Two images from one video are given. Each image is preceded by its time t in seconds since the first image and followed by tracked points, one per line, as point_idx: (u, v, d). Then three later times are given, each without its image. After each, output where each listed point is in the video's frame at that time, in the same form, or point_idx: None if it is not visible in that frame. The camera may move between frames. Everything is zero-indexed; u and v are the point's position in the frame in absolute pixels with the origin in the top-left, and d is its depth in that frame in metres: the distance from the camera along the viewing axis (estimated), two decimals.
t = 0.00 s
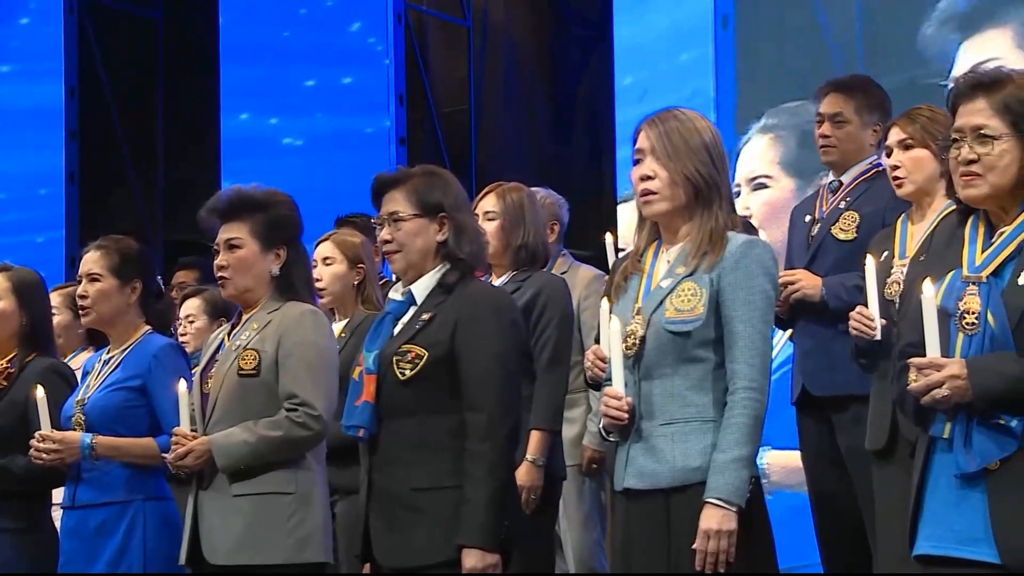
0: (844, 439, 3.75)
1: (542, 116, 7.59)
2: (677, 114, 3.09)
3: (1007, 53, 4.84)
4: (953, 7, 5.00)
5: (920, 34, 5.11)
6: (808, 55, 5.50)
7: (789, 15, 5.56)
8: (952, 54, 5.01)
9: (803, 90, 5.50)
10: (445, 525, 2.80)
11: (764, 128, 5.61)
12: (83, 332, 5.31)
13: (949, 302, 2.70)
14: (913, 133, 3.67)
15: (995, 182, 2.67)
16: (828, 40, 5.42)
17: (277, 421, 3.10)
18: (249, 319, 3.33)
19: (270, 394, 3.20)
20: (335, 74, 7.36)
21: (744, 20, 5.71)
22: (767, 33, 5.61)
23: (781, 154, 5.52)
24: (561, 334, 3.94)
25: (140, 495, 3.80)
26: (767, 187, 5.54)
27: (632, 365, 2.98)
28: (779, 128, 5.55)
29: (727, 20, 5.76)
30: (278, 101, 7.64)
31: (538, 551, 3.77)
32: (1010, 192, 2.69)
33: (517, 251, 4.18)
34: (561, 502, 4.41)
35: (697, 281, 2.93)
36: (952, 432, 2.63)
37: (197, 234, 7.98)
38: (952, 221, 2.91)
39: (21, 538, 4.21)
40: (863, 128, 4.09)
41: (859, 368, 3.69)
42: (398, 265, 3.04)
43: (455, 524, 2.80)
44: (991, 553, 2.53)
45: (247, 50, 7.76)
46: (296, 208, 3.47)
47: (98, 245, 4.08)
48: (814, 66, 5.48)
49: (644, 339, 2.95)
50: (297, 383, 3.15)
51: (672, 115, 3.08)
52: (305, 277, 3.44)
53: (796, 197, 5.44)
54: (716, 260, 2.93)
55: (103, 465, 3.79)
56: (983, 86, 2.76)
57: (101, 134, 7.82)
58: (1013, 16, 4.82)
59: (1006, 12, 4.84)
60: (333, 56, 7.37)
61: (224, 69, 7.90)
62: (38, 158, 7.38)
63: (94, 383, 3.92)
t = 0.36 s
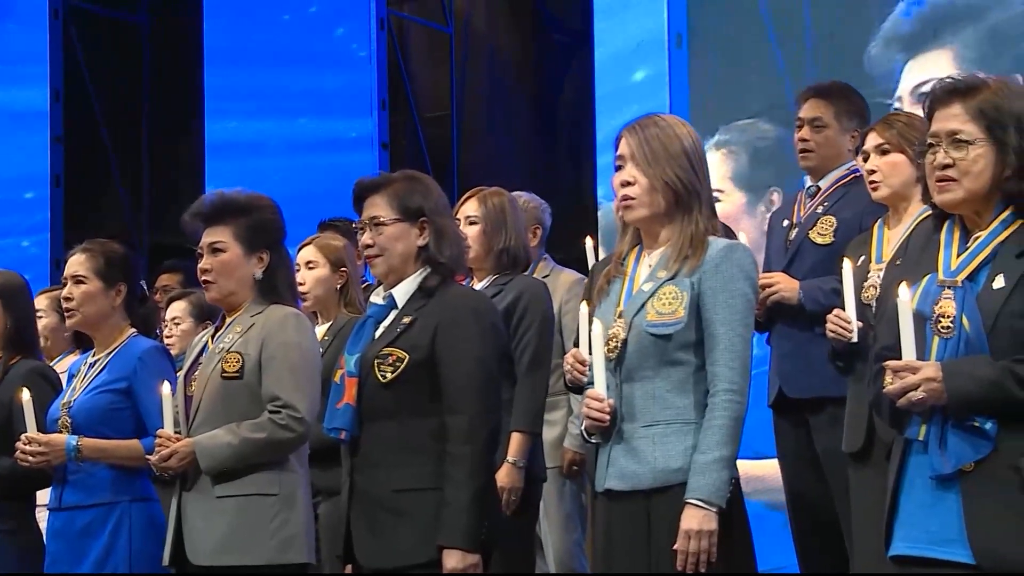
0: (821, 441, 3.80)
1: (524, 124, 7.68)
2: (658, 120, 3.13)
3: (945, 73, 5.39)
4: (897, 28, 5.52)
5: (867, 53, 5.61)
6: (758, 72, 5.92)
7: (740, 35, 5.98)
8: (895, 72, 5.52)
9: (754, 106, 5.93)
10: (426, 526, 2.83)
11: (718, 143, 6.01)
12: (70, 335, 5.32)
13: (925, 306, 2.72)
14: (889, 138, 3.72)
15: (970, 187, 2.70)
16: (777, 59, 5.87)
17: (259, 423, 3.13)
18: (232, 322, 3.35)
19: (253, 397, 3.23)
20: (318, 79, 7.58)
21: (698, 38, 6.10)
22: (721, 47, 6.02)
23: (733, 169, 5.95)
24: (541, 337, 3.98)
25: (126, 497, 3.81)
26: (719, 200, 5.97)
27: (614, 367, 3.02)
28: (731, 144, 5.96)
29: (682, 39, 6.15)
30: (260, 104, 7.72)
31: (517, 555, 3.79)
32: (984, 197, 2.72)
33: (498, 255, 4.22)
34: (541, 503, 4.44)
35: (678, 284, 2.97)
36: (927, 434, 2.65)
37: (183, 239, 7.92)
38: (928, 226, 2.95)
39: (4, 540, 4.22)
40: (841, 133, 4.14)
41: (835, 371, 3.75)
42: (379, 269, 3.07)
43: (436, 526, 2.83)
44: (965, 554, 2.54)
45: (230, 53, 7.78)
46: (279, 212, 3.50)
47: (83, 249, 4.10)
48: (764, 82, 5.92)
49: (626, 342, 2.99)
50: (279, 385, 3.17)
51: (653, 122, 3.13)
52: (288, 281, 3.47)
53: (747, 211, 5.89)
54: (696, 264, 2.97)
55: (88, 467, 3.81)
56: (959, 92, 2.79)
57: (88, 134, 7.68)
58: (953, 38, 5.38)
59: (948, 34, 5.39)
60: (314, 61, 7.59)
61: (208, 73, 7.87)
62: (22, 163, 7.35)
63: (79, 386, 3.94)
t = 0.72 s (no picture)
0: (795, 444, 3.86)
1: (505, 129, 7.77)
2: (637, 128, 3.18)
3: (890, 97, 5.72)
4: (844, 53, 5.88)
5: (816, 77, 5.96)
6: (712, 93, 6.29)
7: (694, 59, 6.35)
8: (843, 96, 5.86)
9: (708, 125, 6.29)
10: (407, 527, 2.88)
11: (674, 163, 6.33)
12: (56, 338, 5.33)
13: (897, 311, 2.77)
14: (862, 145, 3.79)
15: (941, 194, 2.72)
16: (731, 82, 6.23)
17: (242, 426, 3.16)
18: (215, 326, 3.38)
19: (235, 400, 3.26)
20: (302, 86, 7.54)
21: (655, 60, 6.48)
22: (678, 68, 6.39)
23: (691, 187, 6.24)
24: (520, 340, 4.02)
25: (109, 499, 3.84)
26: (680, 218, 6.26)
27: (593, 371, 3.06)
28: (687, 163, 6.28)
29: (639, 59, 6.52)
30: (243, 110, 7.70)
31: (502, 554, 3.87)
32: (954, 203, 2.75)
33: (479, 260, 4.26)
34: (521, 505, 4.49)
35: (656, 289, 3.02)
36: (899, 438, 2.69)
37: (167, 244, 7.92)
38: (900, 232, 3.00)
39: None
40: (816, 140, 4.20)
41: (809, 374, 3.81)
42: (360, 275, 3.11)
43: (417, 527, 2.87)
44: (937, 555, 2.60)
45: (216, 59, 7.75)
46: (262, 218, 3.53)
47: (65, 254, 4.13)
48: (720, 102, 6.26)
49: (605, 346, 3.04)
50: (262, 388, 3.21)
51: (631, 129, 3.18)
52: (270, 284, 3.51)
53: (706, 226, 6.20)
54: (674, 269, 3.03)
55: (72, 470, 3.83)
56: (930, 100, 2.81)
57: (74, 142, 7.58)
58: (897, 63, 5.69)
59: (891, 60, 5.71)
60: (297, 67, 7.56)
61: (191, 78, 7.83)
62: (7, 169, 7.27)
63: (63, 389, 3.96)
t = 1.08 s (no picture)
0: (771, 445, 3.91)
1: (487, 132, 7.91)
2: (619, 133, 3.23)
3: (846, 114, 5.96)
4: (800, 72, 6.23)
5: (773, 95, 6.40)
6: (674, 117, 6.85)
7: (655, 81, 6.97)
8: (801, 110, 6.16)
9: (672, 145, 6.87)
10: (391, 526, 2.92)
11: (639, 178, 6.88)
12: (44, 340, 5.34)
13: (872, 314, 2.82)
14: (838, 152, 3.85)
15: (916, 199, 2.79)
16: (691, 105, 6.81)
17: (228, 427, 3.20)
18: (201, 329, 3.41)
19: (221, 401, 3.29)
20: (286, 91, 7.75)
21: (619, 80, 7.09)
22: (642, 88, 7.02)
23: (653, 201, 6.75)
24: (502, 341, 4.08)
25: (97, 499, 3.87)
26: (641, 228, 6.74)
27: (573, 373, 3.11)
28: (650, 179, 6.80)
29: (603, 79, 7.15)
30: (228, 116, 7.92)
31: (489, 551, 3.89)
32: (928, 208, 2.81)
33: (461, 263, 4.31)
34: (502, 505, 4.56)
35: (635, 292, 3.07)
36: (874, 438, 2.76)
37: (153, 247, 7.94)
38: (874, 236, 3.06)
39: None
40: (791, 146, 4.27)
41: (786, 376, 3.87)
42: (346, 278, 3.15)
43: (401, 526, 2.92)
44: (910, 555, 2.66)
45: (200, 66, 7.98)
46: (248, 221, 3.57)
47: (54, 256, 4.16)
48: (679, 123, 6.87)
49: (585, 348, 3.09)
50: (248, 389, 3.25)
51: (613, 134, 3.23)
52: (256, 287, 3.54)
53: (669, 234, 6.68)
54: (653, 272, 3.08)
55: (61, 470, 3.87)
56: (904, 106, 2.87)
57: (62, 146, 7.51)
58: (850, 81, 5.97)
59: (845, 78, 5.98)
60: (279, 74, 7.74)
61: (179, 86, 8.06)
62: None
63: (52, 391, 3.98)
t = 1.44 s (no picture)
0: (747, 446, 3.97)
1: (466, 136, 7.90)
2: (598, 137, 3.29)
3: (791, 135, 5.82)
4: (753, 90, 6.09)
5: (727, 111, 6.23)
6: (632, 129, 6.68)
7: (614, 91, 6.78)
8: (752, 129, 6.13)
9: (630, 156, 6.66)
10: (373, 526, 2.95)
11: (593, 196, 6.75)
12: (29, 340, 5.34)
13: (846, 317, 2.88)
14: (813, 157, 3.94)
15: (887, 203, 2.85)
16: (648, 115, 6.61)
17: (210, 427, 3.23)
18: (184, 330, 3.44)
19: (204, 402, 3.32)
20: (269, 96, 7.97)
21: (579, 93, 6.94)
22: (599, 102, 6.83)
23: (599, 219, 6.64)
24: (483, 343, 4.12)
25: (83, 499, 3.94)
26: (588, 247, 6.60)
27: (552, 374, 3.16)
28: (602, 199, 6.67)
29: (564, 93, 7.00)
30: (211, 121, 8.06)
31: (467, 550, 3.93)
32: (900, 211, 2.88)
33: (442, 266, 4.34)
34: (481, 505, 4.60)
35: (613, 294, 3.12)
36: (847, 440, 2.81)
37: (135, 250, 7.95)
38: (848, 240, 3.12)
39: None
40: (765, 148, 4.33)
41: (762, 378, 3.93)
42: (331, 280, 3.19)
43: (383, 525, 2.95)
44: (883, 554, 2.72)
45: (185, 71, 8.07)
46: (230, 224, 3.60)
47: (42, 258, 4.25)
48: (639, 137, 6.65)
49: (564, 350, 3.13)
50: (229, 390, 3.27)
51: (592, 139, 3.28)
52: (238, 289, 3.56)
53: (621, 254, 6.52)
54: (631, 275, 3.13)
55: (46, 470, 3.93)
56: (875, 112, 2.93)
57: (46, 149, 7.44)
58: (799, 101, 5.81)
59: (793, 98, 5.84)
60: (263, 79, 7.97)
61: (161, 92, 8.09)
62: None
63: (38, 392, 4.04)
